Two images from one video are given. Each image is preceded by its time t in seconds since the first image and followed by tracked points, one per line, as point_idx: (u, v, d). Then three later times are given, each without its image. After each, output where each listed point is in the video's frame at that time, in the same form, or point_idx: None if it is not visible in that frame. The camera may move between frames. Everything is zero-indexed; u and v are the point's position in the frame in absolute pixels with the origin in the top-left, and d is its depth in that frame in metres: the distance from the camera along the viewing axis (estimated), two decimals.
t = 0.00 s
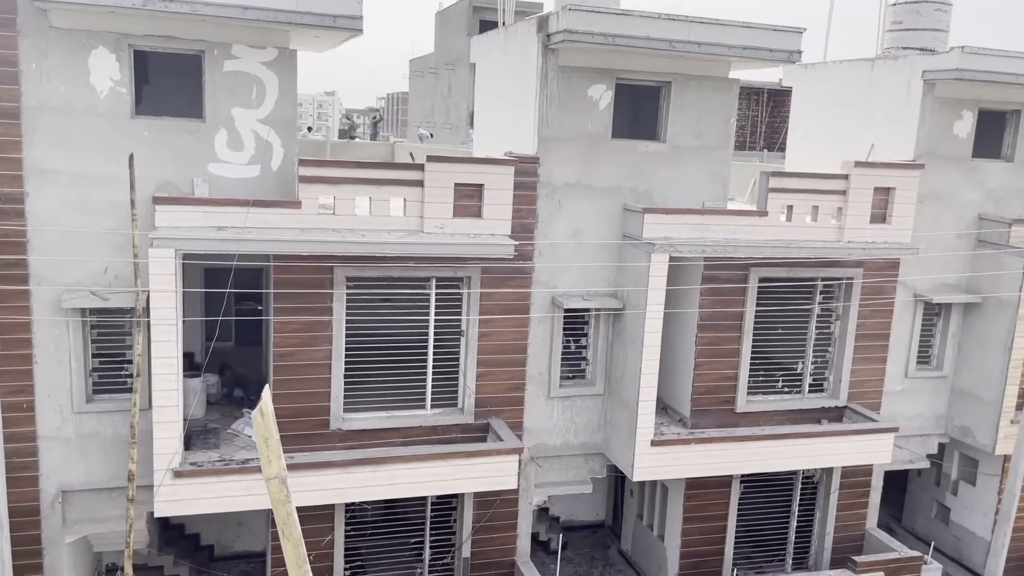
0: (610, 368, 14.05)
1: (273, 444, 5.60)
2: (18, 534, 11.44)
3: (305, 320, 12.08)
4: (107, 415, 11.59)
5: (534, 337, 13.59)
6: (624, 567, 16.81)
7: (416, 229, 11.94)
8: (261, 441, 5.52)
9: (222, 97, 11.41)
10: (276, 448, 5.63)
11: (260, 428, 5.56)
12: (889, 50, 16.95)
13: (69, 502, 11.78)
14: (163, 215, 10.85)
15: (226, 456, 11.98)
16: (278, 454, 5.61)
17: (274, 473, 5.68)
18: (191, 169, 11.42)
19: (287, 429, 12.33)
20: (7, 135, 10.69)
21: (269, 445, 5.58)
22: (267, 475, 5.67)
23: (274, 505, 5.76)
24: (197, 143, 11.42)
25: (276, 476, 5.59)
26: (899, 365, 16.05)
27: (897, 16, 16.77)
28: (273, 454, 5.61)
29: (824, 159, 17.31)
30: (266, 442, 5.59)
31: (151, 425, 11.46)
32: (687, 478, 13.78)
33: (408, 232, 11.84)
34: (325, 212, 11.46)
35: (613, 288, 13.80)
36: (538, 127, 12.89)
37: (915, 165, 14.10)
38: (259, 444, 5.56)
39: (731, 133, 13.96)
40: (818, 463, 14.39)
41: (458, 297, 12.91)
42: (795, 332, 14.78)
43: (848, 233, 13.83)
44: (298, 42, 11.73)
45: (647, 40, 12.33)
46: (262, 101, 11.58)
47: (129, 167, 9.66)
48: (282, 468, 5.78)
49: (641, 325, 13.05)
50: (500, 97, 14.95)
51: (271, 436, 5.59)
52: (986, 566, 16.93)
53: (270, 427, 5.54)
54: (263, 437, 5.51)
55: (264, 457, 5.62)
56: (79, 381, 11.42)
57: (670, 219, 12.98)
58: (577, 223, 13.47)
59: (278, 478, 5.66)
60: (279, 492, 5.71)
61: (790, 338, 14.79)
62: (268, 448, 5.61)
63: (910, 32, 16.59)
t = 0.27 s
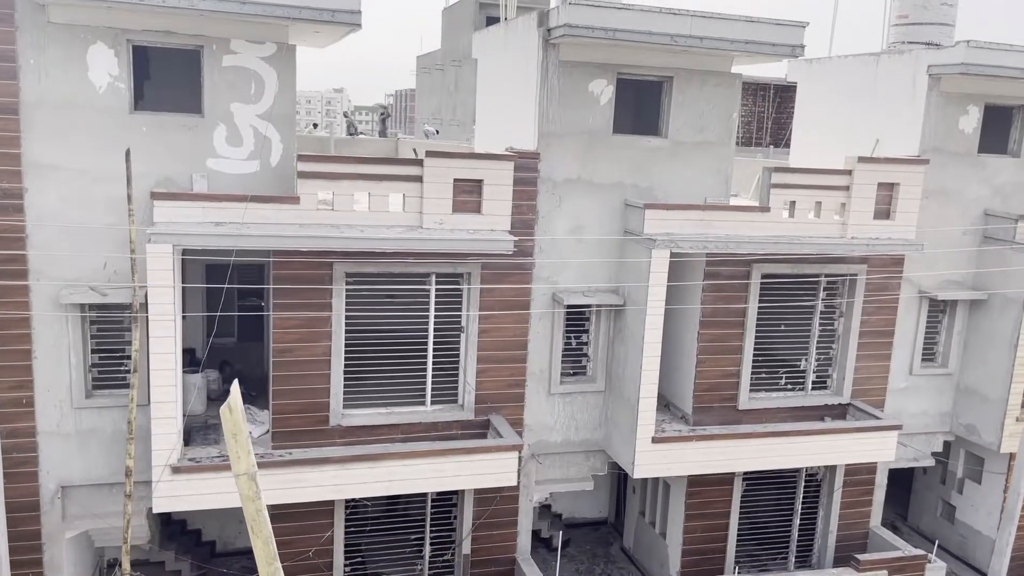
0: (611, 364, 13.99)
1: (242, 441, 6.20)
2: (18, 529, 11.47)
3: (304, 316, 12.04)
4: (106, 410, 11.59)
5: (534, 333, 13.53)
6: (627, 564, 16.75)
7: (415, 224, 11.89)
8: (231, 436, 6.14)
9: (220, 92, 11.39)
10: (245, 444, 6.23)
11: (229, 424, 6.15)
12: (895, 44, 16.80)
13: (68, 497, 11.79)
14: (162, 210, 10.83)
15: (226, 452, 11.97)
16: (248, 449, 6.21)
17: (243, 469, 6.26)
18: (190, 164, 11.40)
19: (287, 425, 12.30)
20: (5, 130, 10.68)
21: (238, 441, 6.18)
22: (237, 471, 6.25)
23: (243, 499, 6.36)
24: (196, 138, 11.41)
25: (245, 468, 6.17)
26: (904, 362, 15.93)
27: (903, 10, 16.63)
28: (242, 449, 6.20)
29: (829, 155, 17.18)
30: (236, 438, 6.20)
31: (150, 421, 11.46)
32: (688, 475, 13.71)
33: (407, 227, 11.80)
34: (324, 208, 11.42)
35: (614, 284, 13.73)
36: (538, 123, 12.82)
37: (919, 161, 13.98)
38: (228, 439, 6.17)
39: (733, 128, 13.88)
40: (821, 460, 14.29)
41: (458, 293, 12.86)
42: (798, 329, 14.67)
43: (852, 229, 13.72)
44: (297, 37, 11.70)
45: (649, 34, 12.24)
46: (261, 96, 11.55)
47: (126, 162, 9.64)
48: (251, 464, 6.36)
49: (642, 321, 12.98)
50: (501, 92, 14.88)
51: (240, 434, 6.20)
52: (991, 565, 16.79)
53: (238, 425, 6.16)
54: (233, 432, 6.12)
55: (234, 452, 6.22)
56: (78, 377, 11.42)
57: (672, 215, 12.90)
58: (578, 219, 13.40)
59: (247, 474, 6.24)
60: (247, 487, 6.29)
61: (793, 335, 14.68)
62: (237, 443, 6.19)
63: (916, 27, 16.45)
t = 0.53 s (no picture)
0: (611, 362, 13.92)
1: (204, 443, 6.55)
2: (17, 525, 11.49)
3: (302, 313, 11.99)
4: (104, 407, 11.58)
5: (534, 330, 13.47)
6: (628, 563, 16.69)
7: (413, 221, 11.84)
8: (193, 439, 6.48)
9: (217, 88, 11.36)
10: (208, 447, 6.60)
11: (191, 425, 6.51)
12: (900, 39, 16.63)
13: (67, 494, 11.80)
14: (159, 206, 10.81)
15: (224, 449, 11.95)
16: (209, 450, 6.53)
17: (206, 471, 6.61)
18: (187, 160, 11.38)
19: (285, 423, 12.26)
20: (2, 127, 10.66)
21: (200, 443, 6.52)
22: (199, 473, 6.60)
23: (206, 501, 6.66)
24: (193, 134, 11.38)
25: (207, 469, 6.52)
26: (908, 360, 15.80)
27: (909, 5, 16.45)
28: (204, 451, 6.55)
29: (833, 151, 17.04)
30: (197, 440, 6.54)
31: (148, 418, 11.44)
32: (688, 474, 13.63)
33: (405, 224, 11.74)
34: (321, 205, 11.38)
35: (614, 281, 13.65)
36: (538, 119, 12.74)
37: (923, 157, 13.85)
38: (191, 441, 6.51)
39: (735, 124, 13.79)
40: (823, 459, 14.19)
41: (457, 291, 12.80)
42: (801, 326, 14.56)
43: (854, 227, 13.60)
44: (294, 33, 11.65)
45: (648, 29, 12.15)
46: (258, 92, 11.52)
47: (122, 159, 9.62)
48: (213, 467, 6.71)
49: (641, 319, 12.91)
50: (502, 87, 14.80)
51: (203, 437, 6.55)
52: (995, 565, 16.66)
53: (200, 427, 6.52)
54: (194, 433, 6.47)
55: (196, 454, 6.57)
56: (76, 373, 11.41)
57: (672, 212, 12.80)
58: (578, 215, 13.32)
59: (208, 475, 6.58)
60: (209, 488, 6.62)
61: (796, 332, 14.57)
62: (199, 446, 6.54)
63: (922, 21, 16.27)
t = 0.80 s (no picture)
0: (610, 359, 13.84)
1: (162, 442, 6.27)
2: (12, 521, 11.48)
3: (298, 310, 11.94)
4: (99, 403, 11.56)
5: (531, 327, 13.40)
6: (627, 561, 16.62)
7: (409, 218, 11.77)
8: (151, 438, 6.23)
9: (212, 83, 11.30)
10: (167, 445, 6.32)
11: (149, 424, 6.23)
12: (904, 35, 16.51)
13: (62, 490, 11.79)
14: (153, 202, 10.76)
15: (219, 446, 11.91)
16: (168, 452, 6.29)
17: (165, 471, 6.34)
18: (182, 156, 11.33)
19: (281, 420, 12.22)
20: None
21: (158, 443, 6.26)
22: (159, 473, 6.34)
23: (164, 500, 6.45)
24: (188, 129, 11.33)
25: (165, 471, 6.27)
26: (909, 358, 15.68)
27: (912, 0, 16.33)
28: (162, 452, 6.27)
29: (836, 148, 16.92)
30: (156, 439, 6.27)
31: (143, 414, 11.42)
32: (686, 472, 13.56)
33: (401, 221, 11.68)
34: (316, 201, 11.32)
35: (613, 278, 13.57)
36: (536, 115, 12.66)
37: (925, 154, 13.73)
38: (148, 440, 6.24)
39: (734, 120, 13.68)
40: (822, 458, 14.10)
41: (455, 287, 12.73)
42: (801, 324, 14.45)
43: (855, 224, 13.48)
44: (289, 28, 11.59)
45: (647, 25, 12.04)
46: (254, 87, 11.46)
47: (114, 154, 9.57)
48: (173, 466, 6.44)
49: (639, 316, 12.83)
50: (501, 83, 14.72)
51: (161, 435, 6.28)
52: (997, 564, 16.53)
53: (157, 426, 6.24)
54: (152, 433, 6.21)
55: (155, 454, 6.29)
56: (71, 369, 11.39)
57: (671, 209, 12.70)
58: (577, 212, 13.24)
59: (167, 476, 6.32)
60: (167, 489, 6.37)
61: (796, 330, 14.47)
62: (158, 446, 6.27)
63: (925, 17, 16.15)
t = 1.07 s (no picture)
0: (609, 358, 13.79)
1: (124, 438, 6.43)
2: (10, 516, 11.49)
3: (296, 307, 11.91)
4: (96, 399, 11.57)
5: (530, 325, 13.35)
6: (627, 560, 16.56)
7: (407, 215, 11.72)
8: (112, 435, 6.40)
9: (209, 80, 11.28)
10: (129, 442, 6.46)
11: (111, 422, 6.42)
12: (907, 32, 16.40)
13: (60, 486, 11.80)
14: (149, 199, 10.75)
15: (217, 443, 11.90)
16: (129, 447, 6.42)
17: (126, 470, 6.47)
18: (180, 153, 11.32)
19: (278, 417, 12.21)
20: None
21: (120, 439, 6.42)
22: (121, 471, 6.47)
23: (128, 499, 6.55)
24: (185, 126, 11.32)
25: (127, 467, 6.39)
26: (911, 358, 15.58)
27: None
28: (124, 450, 6.43)
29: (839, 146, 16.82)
30: (117, 436, 6.44)
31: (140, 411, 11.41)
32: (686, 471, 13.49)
33: (398, 218, 11.63)
34: (313, 198, 11.29)
35: (612, 276, 13.51)
36: (534, 112, 12.61)
37: (927, 151, 13.62)
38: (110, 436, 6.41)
39: (735, 117, 13.59)
40: (823, 457, 14.02)
41: (453, 285, 12.69)
42: (802, 323, 14.36)
43: (856, 222, 13.38)
44: (287, 25, 11.56)
45: (646, 21, 11.97)
46: (251, 84, 11.44)
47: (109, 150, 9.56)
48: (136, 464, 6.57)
49: (638, 314, 12.76)
50: (501, 80, 14.66)
51: (123, 433, 6.45)
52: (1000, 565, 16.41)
53: (120, 424, 6.42)
54: (113, 430, 6.37)
55: (117, 451, 6.44)
56: (68, 366, 11.40)
57: (670, 206, 12.63)
58: (576, 210, 13.18)
59: (128, 474, 6.45)
60: (131, 487, 6.49)
61: (797, 329, 14.38)
62: (120, 443, 6.42)
63: (929, 14, 16.04)
